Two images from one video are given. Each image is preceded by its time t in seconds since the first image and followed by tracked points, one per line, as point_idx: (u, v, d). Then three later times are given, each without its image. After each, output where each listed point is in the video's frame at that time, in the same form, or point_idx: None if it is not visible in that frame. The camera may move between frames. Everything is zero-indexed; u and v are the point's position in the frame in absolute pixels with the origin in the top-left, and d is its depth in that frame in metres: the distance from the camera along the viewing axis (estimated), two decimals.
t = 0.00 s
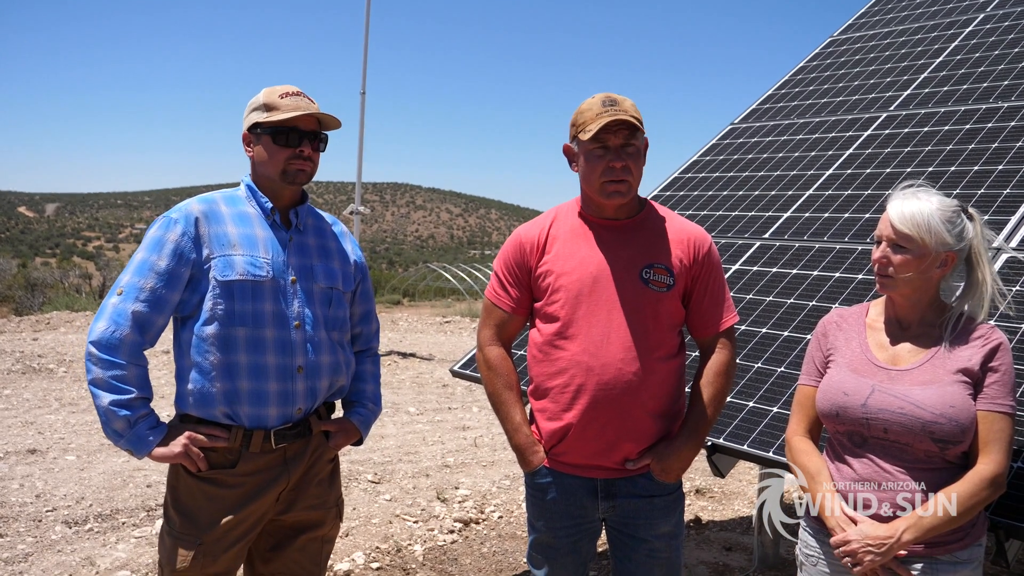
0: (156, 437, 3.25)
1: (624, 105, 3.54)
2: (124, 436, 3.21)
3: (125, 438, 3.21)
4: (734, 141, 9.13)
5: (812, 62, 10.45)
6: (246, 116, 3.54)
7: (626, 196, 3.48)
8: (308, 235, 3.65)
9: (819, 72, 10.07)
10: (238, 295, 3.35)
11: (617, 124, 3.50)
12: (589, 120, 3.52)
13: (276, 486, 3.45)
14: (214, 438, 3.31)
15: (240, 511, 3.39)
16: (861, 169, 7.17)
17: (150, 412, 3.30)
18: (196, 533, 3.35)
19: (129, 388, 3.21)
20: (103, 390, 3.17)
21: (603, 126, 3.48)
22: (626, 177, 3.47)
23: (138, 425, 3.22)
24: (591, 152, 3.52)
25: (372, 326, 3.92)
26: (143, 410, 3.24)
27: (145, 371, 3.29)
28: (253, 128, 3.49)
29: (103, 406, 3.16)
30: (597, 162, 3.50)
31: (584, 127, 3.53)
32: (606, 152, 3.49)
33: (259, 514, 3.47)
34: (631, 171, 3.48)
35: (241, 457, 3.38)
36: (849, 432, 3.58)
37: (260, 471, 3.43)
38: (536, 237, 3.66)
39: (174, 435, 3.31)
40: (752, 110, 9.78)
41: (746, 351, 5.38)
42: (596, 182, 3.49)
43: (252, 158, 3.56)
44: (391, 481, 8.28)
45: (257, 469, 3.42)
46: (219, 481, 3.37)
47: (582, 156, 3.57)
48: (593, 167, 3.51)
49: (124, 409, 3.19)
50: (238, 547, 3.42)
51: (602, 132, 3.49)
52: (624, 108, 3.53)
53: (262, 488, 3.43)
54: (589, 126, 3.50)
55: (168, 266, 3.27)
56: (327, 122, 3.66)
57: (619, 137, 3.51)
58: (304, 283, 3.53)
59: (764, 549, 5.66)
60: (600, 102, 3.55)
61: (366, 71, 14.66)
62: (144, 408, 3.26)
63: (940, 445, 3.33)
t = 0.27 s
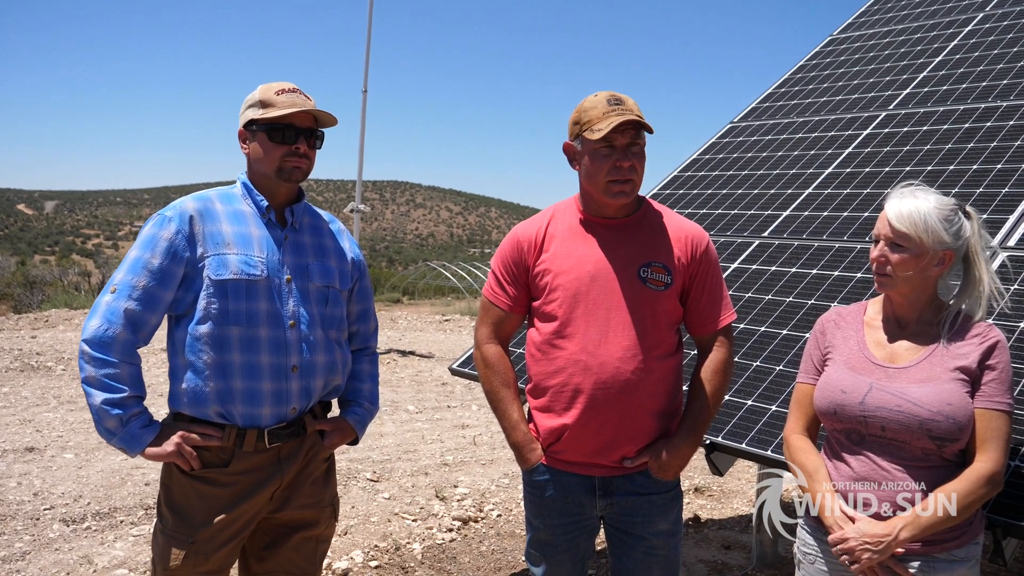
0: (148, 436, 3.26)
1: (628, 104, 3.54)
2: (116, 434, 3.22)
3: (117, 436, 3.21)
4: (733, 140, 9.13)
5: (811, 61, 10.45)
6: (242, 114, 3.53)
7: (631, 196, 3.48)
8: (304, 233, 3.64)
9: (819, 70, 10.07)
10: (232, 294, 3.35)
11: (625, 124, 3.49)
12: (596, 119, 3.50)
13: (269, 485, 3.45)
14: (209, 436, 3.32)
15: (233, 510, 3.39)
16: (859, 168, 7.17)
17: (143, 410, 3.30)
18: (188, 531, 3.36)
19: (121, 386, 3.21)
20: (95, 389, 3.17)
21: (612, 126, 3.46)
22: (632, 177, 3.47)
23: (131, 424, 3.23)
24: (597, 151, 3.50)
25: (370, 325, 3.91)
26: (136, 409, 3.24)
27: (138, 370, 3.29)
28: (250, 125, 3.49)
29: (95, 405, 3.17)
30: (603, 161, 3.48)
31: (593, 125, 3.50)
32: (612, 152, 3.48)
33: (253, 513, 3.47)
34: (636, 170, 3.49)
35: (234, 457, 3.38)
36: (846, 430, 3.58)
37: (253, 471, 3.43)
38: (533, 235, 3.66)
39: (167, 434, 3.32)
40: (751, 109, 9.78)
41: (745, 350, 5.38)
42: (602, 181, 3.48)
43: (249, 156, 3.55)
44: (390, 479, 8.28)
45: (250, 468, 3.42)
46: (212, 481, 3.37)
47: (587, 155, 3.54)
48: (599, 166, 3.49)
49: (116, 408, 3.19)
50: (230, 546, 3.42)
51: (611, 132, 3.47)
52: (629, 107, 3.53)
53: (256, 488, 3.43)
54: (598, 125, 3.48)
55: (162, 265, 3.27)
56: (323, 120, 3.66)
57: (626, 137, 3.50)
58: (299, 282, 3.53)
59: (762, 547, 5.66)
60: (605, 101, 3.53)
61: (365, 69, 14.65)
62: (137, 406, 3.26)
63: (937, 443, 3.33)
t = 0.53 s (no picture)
0: (139, 438, 3.26)
1: (624, 106, 3.52)
2: (107, 435, 3.22)
3: (109, 437, 3.22)
4: (731, 139, 9.13)
5: (808, 61, 10.46)
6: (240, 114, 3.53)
7: (621, 199, 3.48)
8: (299, 235, 3.63)
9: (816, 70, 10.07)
10: (224, 297, 3.34)
11: (616, 129, 3.48)
12: (589, 121, 3.51)
13: (260, 487, 3.44)
14: (201, 439, 3.31)
15: (224, 511, 3.38)
16: (856, 168, 7.17)
17: (135, 411, 3.31)
18: (179, 534, 3.35)
19: (112, 388, 3.22)
20: (86, 390, 3.18)
21: (601, 129, 3.46)
22: (622, 181, 3.47)
23: (122, 426, 3.23)
24: (588, 153, 3.51)
25: (367, 327, 3.90)
26: (127, 411, 3.24)
27: (131, 371, 3.29)
28: (247, 126, 3.49)
29: (86, 406, 3.17)
30: (593, 165, 3.49)
31: (584, 128, 3.51)
32: (602, 156, 3.49)
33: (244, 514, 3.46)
34: (626, 175, 3.48)
35: (225, 459, 3.37)
36: (844, 430, 3.58)
37: (244, 473, 3.42)
38: (531, 235, 3.65)
39: (159, 435, 3.32)
40: (748, 109, 9.78)
41: (743, 350, 5.38)
42: (591, 184, 3.49)
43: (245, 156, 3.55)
44: (387, 480, 8.27)
45: (241, 471, 3.41)
46: (203, 483, 3.37)
47: (580, 156, 3.56)
48: (590, 169, 3.50)
49: (107, 410, 3.19)
50: (221, 548, 3.40)
51: (601, 136, 3.48)
52: (624, 110, 3.51)
53: (247, 489, 3.42)
54: (588, 128, 3.49)
55: (154, 267, 3.27)
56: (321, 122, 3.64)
57: (618, 141, 3.49)
58: (293, 285, 3.52)
59: (761, 547, 5.65)
60: (600, 103, 3.52)
61: (362, 69, 14.64)
62: (129, 408, 3.26)
63: (935, 442, 3.33)
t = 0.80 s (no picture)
0: (134, 438, 3.25)
1: (624, 110, 3.51)
2: (102, 434, 3.22)
3: (103, 437, 3.21)
4: (730, 140, 9.13)
5: (807, 62, 10.45)
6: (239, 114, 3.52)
7: (620, 203, 3.47)
8: (297, 236, 3.61)
9: (815, 71, 10.07)
10: (219, 298, 3.33)
11: (615, 134, 3.46)
12: (588, 126, 3.49)
13: (255, 488, 3.43)
14: (197, 439, 3.30)
15: (218, 512, 3.37)
16: (856, 169, 7.17)
17: (130, 411, 3.30)
18: (173, 533, 3.34)
19: (108, 387, 3.21)
20: (81, 389, 3.17)
21: (600, 134, 3.45)
22: (620, 185, 3.46)
23: (117, 425, 3.22)
24: (587, 158, 3.50)
25: (367, 329, 3.88)
26: (122, 410, 3.24)
27: (126, 370, 3.29)
28: (246, 126, 3.47)
29: (81, 405, 3.17)
30: (591, 169, 3.48)
31: (583, 132, 3.50)
32: (601, 161, 3.47)
33: (238, 515, 3.44)
34: (625, 180, 3.46)
35: (219, 459, 3.37)
36: (843, 432, 3.57)
37: (239, 473, 3.41)
38: (529, 236, 3.64)
39: (155, 433, 3.31)
40: (747, 110, 9.78)
41: (742, 352, 5.37)
42: (589, 187, 3.48)
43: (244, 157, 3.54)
44: (385, 480, 8.25)
45: (236, 471, 3.40)
46: (197, 483, 3.36)
47: (579, 161, 3.54)
48: (588, 173, 3.49)
49: (102, 408, 3.19)
50: (214, 549, 3.39)
51: (600, 142, 3.45)
52: (624, 114, 3.50)
53: (242, 490, 3.41)
54: (587, 133, 3.48)
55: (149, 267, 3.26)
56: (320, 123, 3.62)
57: (616, 146, 3.47)
58: (290, 286, 3.50)
59: (759, 549, 5.65)
60: (599, 106, 3.51)
61: (361, 69, 14.64)
62: (124, 407, 3.25)
63: (934, 445, 3.32)
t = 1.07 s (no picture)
0: (130, 437, 3.25)
1: (620, 112, 3.51)
2: (98, 434, 3.21)
3: (100, 436, 3.21)
4: (727, 141, 9.14)
5: (804, 62, 10.47)
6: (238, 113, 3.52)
7: (615, 207, 3.48)
8: (295, 235, 3.60)
9: (811, 72, 10.09)
10: (216, 297, 3.32)
11: (611, 137, 3.45)
12: (584, 128, 3.49)
13: (252, 489, 3.42)
14: (193, 439, 3.30)
15: (214, 512, 3.36)
16: (852, 169, 7.18)
17: (126, 410, 3.30)
18: (170, 533, 3.33)
19: (104, 386, 3.21)
20: (78, 388, 3.17)
21: (596, 138, 3.44)
22: (616, 188, 3.46)
23: (113, 425, 3.22)
24: (583, 160, 3.49)
25: (367, 329, 3.88)
26: (118, 409, 3.23)
27: (123, 369, 3.28)
28: (244, 125, 3.47)
29: (77, 404, 3.16)
30: (587, 172, 3.48)
31: (579, 135, 3.49)
32: (597, 164, 3.47)
33: (235, 516, 3.44)
34: (621, 183, 3.46)
35: (216, 459, 3.37)
36: (840, 432, 3.58)
37: (236, 474, 3.41)
38: (527, 235, 3.64)
39: (151, 432, 3.32)
40: (744, 110, 9.79)
41: (738, 351, 5.37)
42: (585, 189, 3.49)
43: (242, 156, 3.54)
44: (382, 481, 8.25)
45: (233, 471, 3.40)
46: (194, 483, 3.36)
47: (575, 163, 3.54)
48: (584, 175, 3.49)
49: (98, 408, 3.18)
50: (210, 550, 3.38)
51: (596, 146, 3.44)
52: (620, 117, 3.49)
53: (239, 491, 3.41)
54: (583, 136, 3.47)
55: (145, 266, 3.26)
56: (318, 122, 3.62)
57: (611, 150, 3.46)
58: (287, 285, 3.49)
59: (755, 548, 5.66)
60: (596, 109, 3.51)
61: (358, 70, 14.64)
62: (120, 406, 3.25)
63: (931, 445, 3.32)
